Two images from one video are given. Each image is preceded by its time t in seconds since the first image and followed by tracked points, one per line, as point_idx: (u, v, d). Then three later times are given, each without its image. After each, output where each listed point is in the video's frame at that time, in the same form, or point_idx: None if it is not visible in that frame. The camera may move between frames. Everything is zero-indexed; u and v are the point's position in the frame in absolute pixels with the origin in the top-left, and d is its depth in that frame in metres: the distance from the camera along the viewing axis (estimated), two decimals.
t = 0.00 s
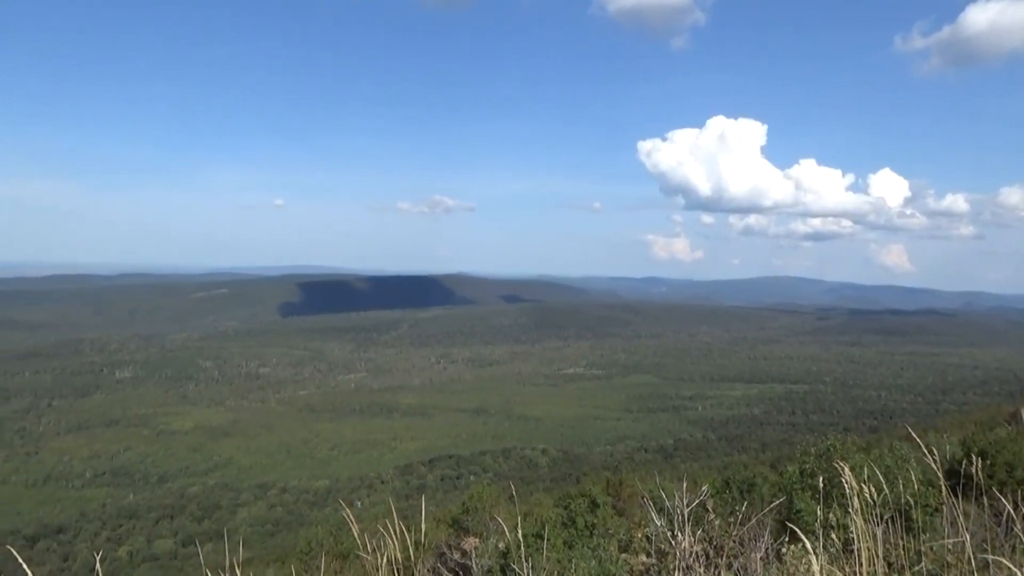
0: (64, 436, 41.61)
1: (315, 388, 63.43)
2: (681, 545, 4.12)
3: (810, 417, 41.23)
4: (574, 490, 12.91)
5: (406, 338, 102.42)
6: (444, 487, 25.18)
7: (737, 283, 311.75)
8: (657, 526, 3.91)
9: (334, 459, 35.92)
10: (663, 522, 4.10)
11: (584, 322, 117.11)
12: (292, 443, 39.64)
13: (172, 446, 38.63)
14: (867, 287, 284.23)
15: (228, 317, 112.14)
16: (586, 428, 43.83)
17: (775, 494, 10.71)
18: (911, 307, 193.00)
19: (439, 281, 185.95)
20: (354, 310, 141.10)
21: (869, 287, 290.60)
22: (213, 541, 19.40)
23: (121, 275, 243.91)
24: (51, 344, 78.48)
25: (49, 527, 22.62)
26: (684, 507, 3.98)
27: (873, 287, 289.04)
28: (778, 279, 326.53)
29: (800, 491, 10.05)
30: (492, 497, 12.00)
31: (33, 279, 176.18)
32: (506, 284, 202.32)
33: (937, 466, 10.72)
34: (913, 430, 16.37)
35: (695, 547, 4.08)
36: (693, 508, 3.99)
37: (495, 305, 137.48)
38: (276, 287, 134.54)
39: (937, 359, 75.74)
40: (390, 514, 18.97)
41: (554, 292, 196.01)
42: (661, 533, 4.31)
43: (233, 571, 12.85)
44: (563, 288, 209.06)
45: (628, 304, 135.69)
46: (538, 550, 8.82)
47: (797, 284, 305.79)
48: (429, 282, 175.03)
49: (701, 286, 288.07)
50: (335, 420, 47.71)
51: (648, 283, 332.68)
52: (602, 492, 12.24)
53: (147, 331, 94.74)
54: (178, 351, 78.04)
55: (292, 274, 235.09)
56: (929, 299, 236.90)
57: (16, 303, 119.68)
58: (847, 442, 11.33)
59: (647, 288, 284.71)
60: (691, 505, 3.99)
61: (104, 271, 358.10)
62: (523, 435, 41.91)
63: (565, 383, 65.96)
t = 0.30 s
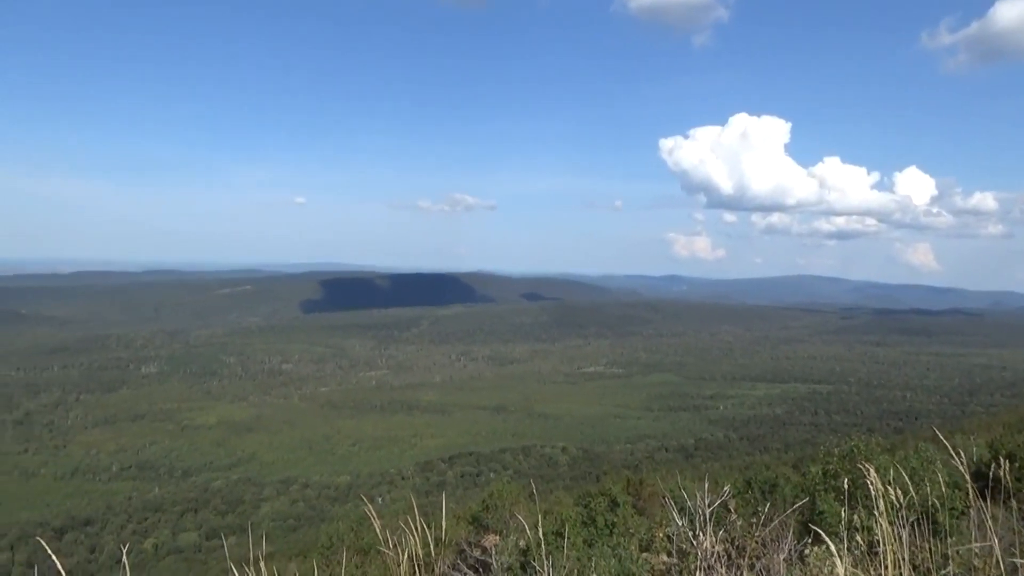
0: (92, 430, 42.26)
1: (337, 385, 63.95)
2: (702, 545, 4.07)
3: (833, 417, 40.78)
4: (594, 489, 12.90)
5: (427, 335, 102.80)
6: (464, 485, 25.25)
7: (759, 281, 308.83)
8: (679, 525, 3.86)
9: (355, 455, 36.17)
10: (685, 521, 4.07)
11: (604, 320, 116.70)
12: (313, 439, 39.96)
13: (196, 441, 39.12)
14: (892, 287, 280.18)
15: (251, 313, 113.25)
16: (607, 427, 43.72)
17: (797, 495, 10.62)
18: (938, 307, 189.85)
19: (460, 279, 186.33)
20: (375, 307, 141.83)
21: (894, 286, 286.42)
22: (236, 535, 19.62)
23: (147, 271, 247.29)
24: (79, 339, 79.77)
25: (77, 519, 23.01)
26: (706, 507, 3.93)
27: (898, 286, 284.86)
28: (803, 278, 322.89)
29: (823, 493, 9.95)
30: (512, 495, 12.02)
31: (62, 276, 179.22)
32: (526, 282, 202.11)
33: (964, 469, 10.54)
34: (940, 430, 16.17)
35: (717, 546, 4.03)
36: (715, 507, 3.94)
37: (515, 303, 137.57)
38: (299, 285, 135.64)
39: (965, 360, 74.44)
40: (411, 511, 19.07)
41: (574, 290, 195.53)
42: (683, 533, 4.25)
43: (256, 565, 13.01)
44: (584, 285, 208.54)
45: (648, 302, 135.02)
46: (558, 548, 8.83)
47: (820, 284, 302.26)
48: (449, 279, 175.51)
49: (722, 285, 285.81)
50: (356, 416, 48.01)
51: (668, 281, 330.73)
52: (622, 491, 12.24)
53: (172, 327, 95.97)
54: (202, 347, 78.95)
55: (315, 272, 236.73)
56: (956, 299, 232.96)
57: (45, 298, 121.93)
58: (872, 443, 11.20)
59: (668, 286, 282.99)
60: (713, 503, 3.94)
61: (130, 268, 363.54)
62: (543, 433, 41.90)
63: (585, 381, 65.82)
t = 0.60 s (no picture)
0: (115, 427, 42.85)
1: (355, 383, 64.30)
2: (722, 545, 4.02)
3: (854, 416, 40.34)
4: (612, 487, 12.87)
5: (445, 333, 103.10)
6: (482, 482, 25.32)
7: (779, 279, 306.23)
8: (699, 523, 3.82)
9: (373, 452, 36.38)
10: (703, 519, 4.04)
11: (623, 318, 116.23)
12: (332, 436, 40.23)
13: (217, 438, 39.54)
14: (915, 284, 276.36)
15: (270, 312, 114.18)
16: (625, 425, 43.58)
17: (817, 494, 10.56)
18: (963, 305, 186.97)
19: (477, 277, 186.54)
20: (393, 305, 142.36)
21: (917, 284, 282.65)
22: (256, 531, 19.83)
23: (168, 269, 250.01)
24: (102, 337, 80.90)
25: (100, 515, 23.37)
26: (726, 506, 3.88)
27: (921, 284, 281.07)
28: (824, 275, 319.60)
29: (844, 493, 9.88)
30: (530, 494, 12.03)
31: (87, 275, 181.47)
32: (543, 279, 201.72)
33: (988, 469, 10.36)
34: (963, 428, 16.00)
35: (736, 545, 4.00)
36: (734, 507, 3.89)
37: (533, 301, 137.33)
38: (317, 283, 136.48)
39: (989, 359, 73.27)
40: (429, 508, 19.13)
41: (592, 287, 195.02)
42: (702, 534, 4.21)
43: (276, 561, 13.13)
44: (601, 283, 207.87)
45: (666, 300, 134.32)
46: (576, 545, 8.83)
47: (840, 281, 298.72)
48: (466, 277, 175.79)
49: (742, 283, 283.58)
50: (374, 414, 48.25)
51: (686, 279, 329.02)
52: (640, 490, 12.21)
53: (193, 325, 97.00)
54: (222, 345, 79.67)
55: (333, 271, 238.03)
56: (981, 297, 229.20)
57: (69, 297, 123.83)
58: (894, 442, 11.08)
59: (687, 284, 281.11)
60: (733, 502, 3.91)
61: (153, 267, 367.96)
62: (561, 431, 41.87)
63: (603, 379, 65.64)
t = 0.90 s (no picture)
0: (142, 424, 43.48)
1: (377, 381, 64.67)
2: (745, 545, 3.95)
3: (880, 418, 39.80)
4: (633, 487, 12.83)
5: (466, 332, 103.38)
6: (503, 481, 25.37)
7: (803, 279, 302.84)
8: (722, 524, 3.76)
9: (395, 451, 36.57)
10: (727, 521, 3.95)
11: (644, 317, 115.70)
12: (354, 434, 40.51)
13: (241, 434, 39.98)
14: (942, 284, 271.85)
15: (293, 310, 115.25)
16: (646, 425, 43.41)
17: (842, 496, 10.44)
18: (993, 305, 183.47)
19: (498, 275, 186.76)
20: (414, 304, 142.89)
21: (944, 283, 278.12)
22: (279, 527, 20.04)
23: (194, 268, 253.25)
24: (129, 334, 82.17)
25: (127, 510, 23.74)
26: (750, 506, 3.81)
27: (948, 283, 276.54)
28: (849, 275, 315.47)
29: (869, 495, 9.78)
30: (551, 493, 12.04)
31: (115, 274, 184.52)
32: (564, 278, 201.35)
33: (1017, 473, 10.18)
34: (992, 430, 15.75)
35: (760, 546, 3.91)
36: (758, 507, 3.83)
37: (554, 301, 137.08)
38: (340, 281, 137.39)
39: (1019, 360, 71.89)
40: (450, 507, 19.22)
41: (613, 287, 194.35)
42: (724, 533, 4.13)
43: (299, 558, 13.26)
44: (623, 282, 207.05)
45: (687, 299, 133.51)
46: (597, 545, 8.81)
47: (866, 280, 294.80)
48: (487, 276, 176.00)
49: (765, 283, 280.97)
50: (396, 412, 48.50)
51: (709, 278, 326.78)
52: (661, 490, 12.16)
53: (217, 324, 98.19)
54: (246, 343, 80.56)
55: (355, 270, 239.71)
56: (1011, 297, 224.80)
57: (98, 295, 125.97)
58: (921, 444, 10.94)
59: (709, 283, 278.94)
60: (756, 502, 3.83)
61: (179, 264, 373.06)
62: (582, 431, 41.79)
63: (624, 379, 65.39)
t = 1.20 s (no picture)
0: (168, 420, 44.16)
1: (399, 380, 65.08)
2: (768, 546, 3.92)
3: (907, 420, 39.25)
4: (655, 488, 12.78)
5: (487, 331, 103.61)
6: (525, 480, 25.42)
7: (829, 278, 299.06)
8: (746, 525, 3.73)
9: (417, 448, 36.81)
10: (751, 522, 3.91)
11: (666, 316, 115.11)
12: (377, 432, 40.86)
13: (265, 431, 40.47)
14: (972, 284, 266.90)
15: (317, 309, 116.33)
16: (667, 425, 43.26)
17: (869, 499, 10.32)
18: None
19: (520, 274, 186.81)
20: (436, 303, 143.38)
21: (973, 283, 273.48)
22: (303, 524, 20.25)
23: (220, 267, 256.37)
24: (157, 332, 83.49)
25: (155, 505, 24.10)
26: (773, 507, 3.76)
27: (977, 284, 271.75)
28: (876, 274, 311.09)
29: (896, 498, 9.65)
30: (572, 493, 12.03)
31: (144, 272, 187.48)
32: (585, 278, 200.82)
33: None
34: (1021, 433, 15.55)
35: (784, 548, 3.87)
36: (782, 508, 3.80)
37: (576, 300, 136.90)
38: (362, 280, 138.29)
39: None
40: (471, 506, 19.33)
41: (636, 286, 193.57)
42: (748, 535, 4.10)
43: (323, 555, 13.40)
44: (645, 281, 206.09)
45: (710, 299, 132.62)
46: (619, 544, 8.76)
47: (893, 280, 290.63)
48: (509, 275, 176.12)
49: (789, 283, 278.00)
50: (417, 411, 48.80)
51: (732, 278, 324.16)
52: (683, 491, 12.10)
53: (242, 322, 99.40)
54: (271, 341, 81.48)
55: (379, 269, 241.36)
56: None
57: (126, 293, 128.04)
58: (948, 447, 10.80)
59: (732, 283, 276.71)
60: (780, 505, 3.79)
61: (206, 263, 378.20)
62: (603, 430, 41.75)
63: (646, 379, 65.15)
